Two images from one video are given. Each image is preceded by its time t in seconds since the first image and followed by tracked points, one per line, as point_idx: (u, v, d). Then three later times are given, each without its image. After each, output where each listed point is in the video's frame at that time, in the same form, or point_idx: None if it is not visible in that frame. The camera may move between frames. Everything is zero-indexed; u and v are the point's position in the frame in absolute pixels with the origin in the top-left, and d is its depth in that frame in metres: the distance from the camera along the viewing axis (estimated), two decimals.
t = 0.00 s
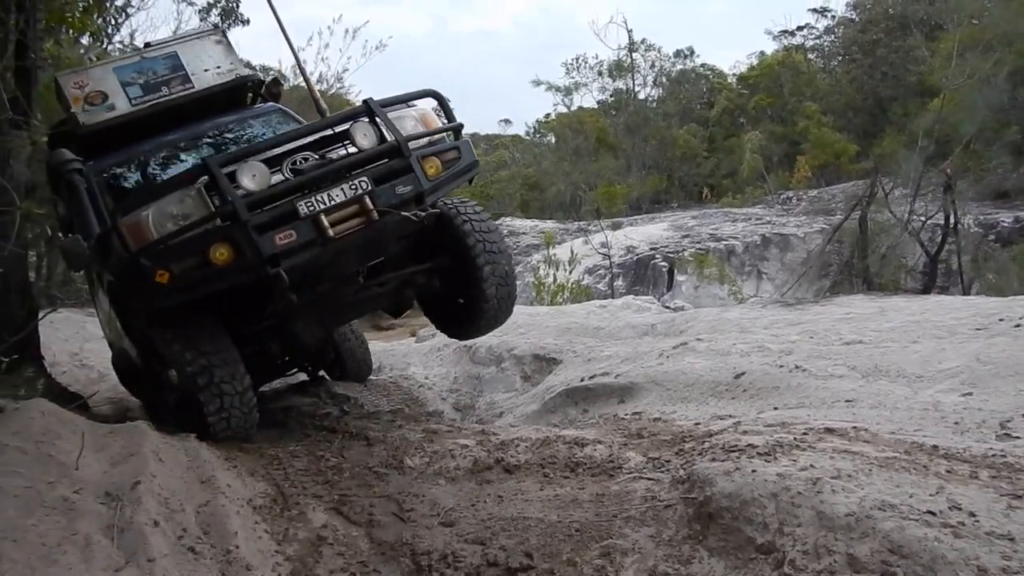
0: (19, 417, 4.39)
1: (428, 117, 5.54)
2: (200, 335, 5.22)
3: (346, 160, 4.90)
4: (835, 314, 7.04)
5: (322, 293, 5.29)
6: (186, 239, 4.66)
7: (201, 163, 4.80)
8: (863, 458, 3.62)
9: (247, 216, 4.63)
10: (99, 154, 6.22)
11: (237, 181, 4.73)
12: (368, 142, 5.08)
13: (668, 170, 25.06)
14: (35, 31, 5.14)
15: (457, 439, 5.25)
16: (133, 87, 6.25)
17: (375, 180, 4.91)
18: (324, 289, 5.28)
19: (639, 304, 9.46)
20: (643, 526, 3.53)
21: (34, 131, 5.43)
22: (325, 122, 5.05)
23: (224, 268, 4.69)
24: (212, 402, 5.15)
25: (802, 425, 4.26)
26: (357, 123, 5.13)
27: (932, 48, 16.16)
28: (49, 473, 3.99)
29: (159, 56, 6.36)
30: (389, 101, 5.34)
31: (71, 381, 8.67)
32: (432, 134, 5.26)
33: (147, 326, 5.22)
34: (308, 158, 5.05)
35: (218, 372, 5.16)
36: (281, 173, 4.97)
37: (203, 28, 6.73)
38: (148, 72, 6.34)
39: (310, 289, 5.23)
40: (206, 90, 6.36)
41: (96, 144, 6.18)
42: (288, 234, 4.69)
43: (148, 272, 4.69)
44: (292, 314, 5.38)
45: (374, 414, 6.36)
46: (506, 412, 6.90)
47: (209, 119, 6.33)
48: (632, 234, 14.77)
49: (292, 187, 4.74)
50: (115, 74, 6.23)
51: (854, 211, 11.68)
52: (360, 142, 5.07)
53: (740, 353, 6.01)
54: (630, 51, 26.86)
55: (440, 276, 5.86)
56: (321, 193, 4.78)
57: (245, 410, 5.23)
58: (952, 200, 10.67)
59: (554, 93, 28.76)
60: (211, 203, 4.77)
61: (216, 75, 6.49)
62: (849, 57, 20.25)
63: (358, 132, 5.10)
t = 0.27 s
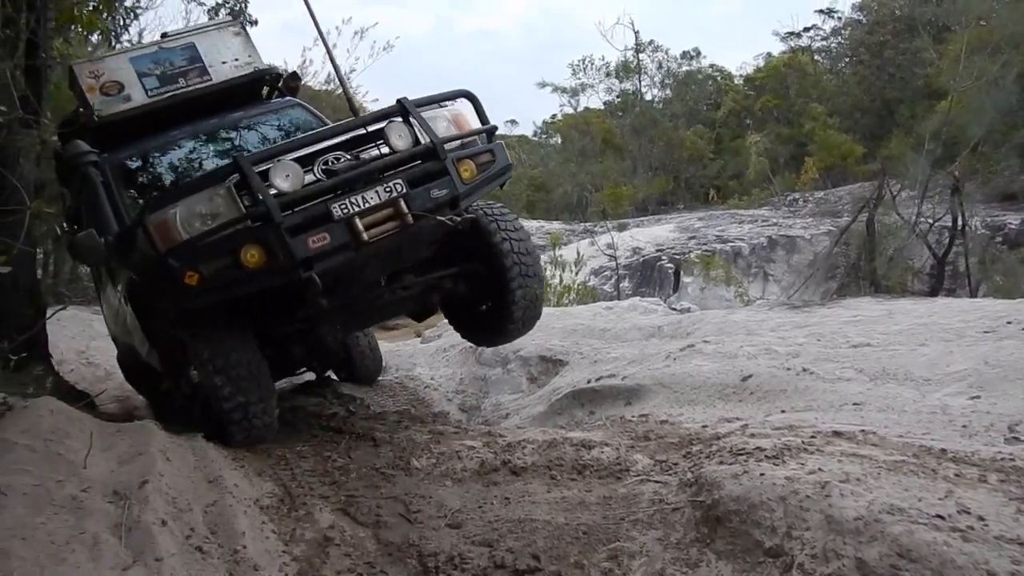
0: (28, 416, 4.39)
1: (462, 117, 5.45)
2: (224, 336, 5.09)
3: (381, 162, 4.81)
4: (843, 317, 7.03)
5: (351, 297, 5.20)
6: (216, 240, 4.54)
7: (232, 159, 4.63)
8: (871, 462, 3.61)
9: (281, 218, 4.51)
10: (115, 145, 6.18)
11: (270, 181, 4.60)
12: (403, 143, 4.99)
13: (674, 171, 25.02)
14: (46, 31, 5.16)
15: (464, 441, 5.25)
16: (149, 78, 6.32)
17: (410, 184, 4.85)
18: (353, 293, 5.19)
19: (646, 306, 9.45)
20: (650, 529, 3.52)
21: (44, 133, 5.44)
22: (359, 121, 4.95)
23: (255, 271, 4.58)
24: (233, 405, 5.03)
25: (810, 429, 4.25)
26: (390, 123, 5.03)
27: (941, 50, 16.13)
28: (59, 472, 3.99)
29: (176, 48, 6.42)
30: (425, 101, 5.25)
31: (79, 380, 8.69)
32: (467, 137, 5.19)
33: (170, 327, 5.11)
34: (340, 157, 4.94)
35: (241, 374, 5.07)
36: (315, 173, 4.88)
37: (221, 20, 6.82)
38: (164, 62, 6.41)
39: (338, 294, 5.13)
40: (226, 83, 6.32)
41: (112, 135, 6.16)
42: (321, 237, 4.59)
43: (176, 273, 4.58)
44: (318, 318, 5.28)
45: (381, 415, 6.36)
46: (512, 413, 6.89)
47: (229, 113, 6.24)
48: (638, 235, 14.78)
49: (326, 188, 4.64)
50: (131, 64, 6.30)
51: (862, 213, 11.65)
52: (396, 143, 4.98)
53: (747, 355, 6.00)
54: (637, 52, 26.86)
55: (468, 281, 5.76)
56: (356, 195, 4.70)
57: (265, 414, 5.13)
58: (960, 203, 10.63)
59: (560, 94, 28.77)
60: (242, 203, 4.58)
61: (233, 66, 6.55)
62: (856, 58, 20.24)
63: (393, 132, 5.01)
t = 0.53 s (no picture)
0: (42, 416, 4.39)
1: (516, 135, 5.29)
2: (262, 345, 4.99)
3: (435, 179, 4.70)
4: (854, 330, 7.01)
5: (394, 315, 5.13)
6: (266, 250, 4.47)
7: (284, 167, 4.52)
8: (887, 480, 3.59)
9: (333, 231, 4.44)
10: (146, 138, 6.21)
11: (323, 192, 4.51)
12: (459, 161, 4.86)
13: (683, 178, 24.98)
14: (67, 34, 5.17)
15: (474, 450, 5.23)
16: (186, 74, 6.25)
17: (464, 203, 4.73)
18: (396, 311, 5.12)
19: (655, 316, 9.43)
20: (664, 543, 3.50)
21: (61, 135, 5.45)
22: (415, 134, 4.77)
23: (303, 284, 4.51)
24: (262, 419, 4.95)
25: (824, 444, 4.24)
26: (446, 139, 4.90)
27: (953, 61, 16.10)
28: (74, 474, 3.98)
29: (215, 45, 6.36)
30: (483, 117, 5.09)
31: (88, 381, 8.70)
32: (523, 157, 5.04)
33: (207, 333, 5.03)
34: (393, 171, 4.81)
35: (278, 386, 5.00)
36: (363, 187, 4.73)
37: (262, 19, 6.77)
38: (204, 59, 6.35)
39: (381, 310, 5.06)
40: (264, 83, 6.33)
41: (145, 129, 6.15)
42: (372, 253, 4.51)
43: (223, 282, 4.51)
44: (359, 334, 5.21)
45: (391, 422, 6.34)
46: (521, 422, 6.85)
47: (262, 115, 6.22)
48: (647, 244, 14.78)
49: (379, 203, 4.54)
50: (170, 59, 6.24)
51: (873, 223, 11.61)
52: (451, 159, 4.85)
53: (758, 368, 5.97)
54: (647, 59, 26.87)
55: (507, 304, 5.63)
56: (409, 213, 4.60)
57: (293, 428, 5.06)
58: (974, 217, 10.58)
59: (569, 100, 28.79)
60: (292, 212, 4.49)
61: (273, 67, 6.52)
62: (867, 68, 20.24)
63: (449, 149, 4.87)
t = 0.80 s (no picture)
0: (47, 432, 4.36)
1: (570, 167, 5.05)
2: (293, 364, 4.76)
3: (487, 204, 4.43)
4: (863, 355, 6.95)
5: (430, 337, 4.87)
6: (304, 263, 4.24)
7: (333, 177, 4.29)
8: (900, 518, 3.54)
9: (377, 250, 4.18)
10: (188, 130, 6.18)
11: (370, 208, 4.26)
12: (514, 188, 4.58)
13: (690, 191, 24.91)
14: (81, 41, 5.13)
15: (479, 471, 5.17)
16: (236, 68, 6.18)
17: (515, 233, 4.47)
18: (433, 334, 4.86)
19: (662, 334, 9.37)
20: None
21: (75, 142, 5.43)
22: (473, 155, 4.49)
23: (340, 302, 4.26)
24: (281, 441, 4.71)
25: (834, 476, 4.18)
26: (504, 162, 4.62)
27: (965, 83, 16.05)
28: (78, 494, 3.96)
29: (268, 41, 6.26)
30: (539, 145, 4.82)
31: (91, 385, 8.66)
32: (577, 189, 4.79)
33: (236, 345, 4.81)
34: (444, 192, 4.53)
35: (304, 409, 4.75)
36: (410, 206, 4.43)
37: (321, 20, 6.65)
38: (256, 54, 6.26)
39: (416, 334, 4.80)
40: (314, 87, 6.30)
41: (186, 118, 6.12)
42: (415, 275, 4.24)
43: (257, 292, 4.28)
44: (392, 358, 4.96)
45: (396, 438, 6.28)
46: (524, 438, 6.76)
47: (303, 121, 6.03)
48: (654, 258, 14.74)
49: (428, 225, 4.28)
50: (222, 52, 6.18)
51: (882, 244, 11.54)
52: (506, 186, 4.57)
53: (766, 393, 5.92)
54: (658, 72, 26.86)
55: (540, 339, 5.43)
56: (458, 238, 4.34)
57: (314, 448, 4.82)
58: (986, 243, 10.50)
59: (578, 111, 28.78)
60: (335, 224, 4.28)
61: (325, 69, 6.44)
62: (878, 86, 20.17)
63: (504, 175, 4.60)
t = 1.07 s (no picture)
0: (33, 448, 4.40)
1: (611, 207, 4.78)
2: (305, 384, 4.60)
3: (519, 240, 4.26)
4: (851, 379, 6.99)
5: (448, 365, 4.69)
6: (323, 281, 4.10)
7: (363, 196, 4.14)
8: (878, 555, 3.57)
9: (401, 276, 4.03)
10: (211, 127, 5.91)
11: (400, 232, 4.11)
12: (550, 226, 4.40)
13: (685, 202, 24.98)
14: (75, 54, 5.17)
15: (466, 489, 5.18)
16: (270, 70, 5.85)
17: (546, 273, 4.28)
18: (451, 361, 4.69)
19: (653, 349, 9.40)
20: None
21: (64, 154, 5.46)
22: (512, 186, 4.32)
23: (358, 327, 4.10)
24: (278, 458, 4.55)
25: (816, 505, 4.22)
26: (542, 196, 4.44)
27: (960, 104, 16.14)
28: (59, 513, 4.01)
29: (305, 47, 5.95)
30: (578, 182, 4.61)
31: (81, 389, 8.66)
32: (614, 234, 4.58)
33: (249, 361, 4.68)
34: (477, 222, 4.37)
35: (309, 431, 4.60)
36: (440, 233, 4.27)
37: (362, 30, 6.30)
38: (291, 59, 5.95)
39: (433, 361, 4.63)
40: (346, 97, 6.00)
41: (210, 115, 5.84)
42: (437, 305, 4.08)
43: (273, 309, 4.15)
44: (408, 386, 4.78)
45: (384, 452, 6.29)
46: (512, 452, 6.74)
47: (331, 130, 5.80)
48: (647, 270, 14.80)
49: (456, 256, 4.11)
50: (257, 53, 5.85)
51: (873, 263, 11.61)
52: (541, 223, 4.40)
53: (753, 416, 5.94)
54: (655, 83, 26.95)
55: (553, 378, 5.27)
56: (487, 274, 4.16)
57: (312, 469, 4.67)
58: (975, 269, 10.56)
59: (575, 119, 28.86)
60: (361, 245, 4.13)
61: (358, 80, 6.14)
62: (873, 103, 20.27)
63: (541, 210, 4.42)
